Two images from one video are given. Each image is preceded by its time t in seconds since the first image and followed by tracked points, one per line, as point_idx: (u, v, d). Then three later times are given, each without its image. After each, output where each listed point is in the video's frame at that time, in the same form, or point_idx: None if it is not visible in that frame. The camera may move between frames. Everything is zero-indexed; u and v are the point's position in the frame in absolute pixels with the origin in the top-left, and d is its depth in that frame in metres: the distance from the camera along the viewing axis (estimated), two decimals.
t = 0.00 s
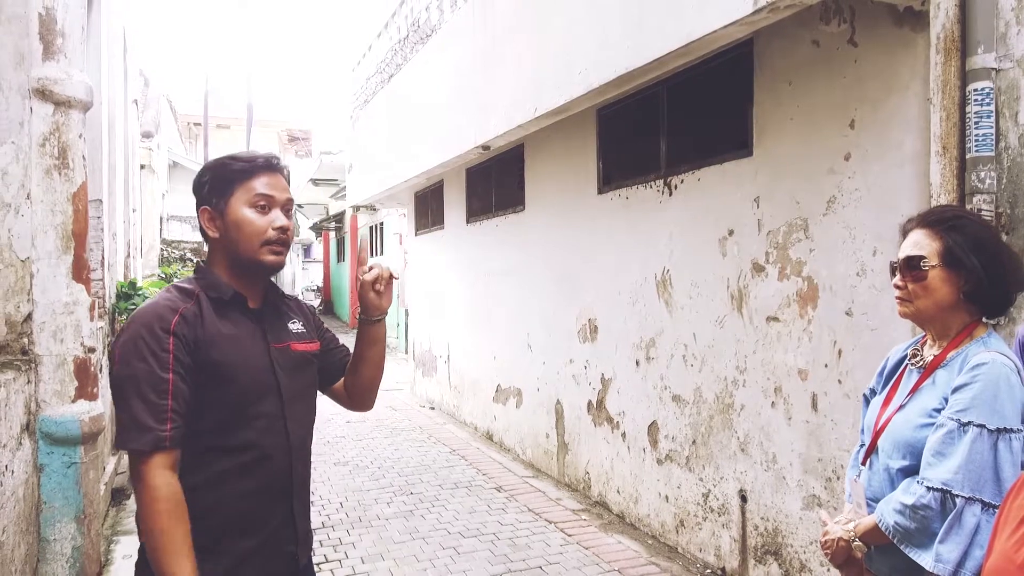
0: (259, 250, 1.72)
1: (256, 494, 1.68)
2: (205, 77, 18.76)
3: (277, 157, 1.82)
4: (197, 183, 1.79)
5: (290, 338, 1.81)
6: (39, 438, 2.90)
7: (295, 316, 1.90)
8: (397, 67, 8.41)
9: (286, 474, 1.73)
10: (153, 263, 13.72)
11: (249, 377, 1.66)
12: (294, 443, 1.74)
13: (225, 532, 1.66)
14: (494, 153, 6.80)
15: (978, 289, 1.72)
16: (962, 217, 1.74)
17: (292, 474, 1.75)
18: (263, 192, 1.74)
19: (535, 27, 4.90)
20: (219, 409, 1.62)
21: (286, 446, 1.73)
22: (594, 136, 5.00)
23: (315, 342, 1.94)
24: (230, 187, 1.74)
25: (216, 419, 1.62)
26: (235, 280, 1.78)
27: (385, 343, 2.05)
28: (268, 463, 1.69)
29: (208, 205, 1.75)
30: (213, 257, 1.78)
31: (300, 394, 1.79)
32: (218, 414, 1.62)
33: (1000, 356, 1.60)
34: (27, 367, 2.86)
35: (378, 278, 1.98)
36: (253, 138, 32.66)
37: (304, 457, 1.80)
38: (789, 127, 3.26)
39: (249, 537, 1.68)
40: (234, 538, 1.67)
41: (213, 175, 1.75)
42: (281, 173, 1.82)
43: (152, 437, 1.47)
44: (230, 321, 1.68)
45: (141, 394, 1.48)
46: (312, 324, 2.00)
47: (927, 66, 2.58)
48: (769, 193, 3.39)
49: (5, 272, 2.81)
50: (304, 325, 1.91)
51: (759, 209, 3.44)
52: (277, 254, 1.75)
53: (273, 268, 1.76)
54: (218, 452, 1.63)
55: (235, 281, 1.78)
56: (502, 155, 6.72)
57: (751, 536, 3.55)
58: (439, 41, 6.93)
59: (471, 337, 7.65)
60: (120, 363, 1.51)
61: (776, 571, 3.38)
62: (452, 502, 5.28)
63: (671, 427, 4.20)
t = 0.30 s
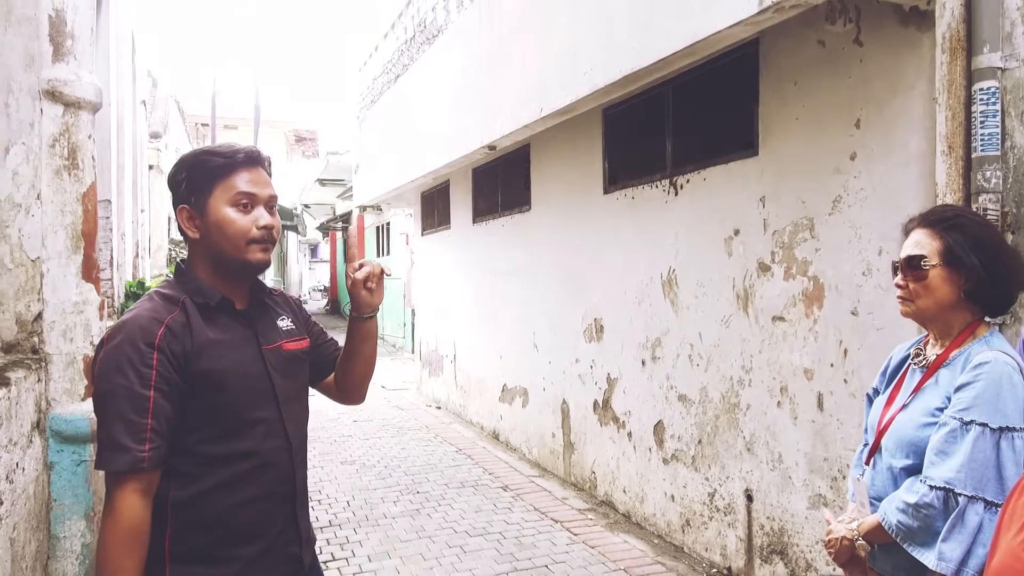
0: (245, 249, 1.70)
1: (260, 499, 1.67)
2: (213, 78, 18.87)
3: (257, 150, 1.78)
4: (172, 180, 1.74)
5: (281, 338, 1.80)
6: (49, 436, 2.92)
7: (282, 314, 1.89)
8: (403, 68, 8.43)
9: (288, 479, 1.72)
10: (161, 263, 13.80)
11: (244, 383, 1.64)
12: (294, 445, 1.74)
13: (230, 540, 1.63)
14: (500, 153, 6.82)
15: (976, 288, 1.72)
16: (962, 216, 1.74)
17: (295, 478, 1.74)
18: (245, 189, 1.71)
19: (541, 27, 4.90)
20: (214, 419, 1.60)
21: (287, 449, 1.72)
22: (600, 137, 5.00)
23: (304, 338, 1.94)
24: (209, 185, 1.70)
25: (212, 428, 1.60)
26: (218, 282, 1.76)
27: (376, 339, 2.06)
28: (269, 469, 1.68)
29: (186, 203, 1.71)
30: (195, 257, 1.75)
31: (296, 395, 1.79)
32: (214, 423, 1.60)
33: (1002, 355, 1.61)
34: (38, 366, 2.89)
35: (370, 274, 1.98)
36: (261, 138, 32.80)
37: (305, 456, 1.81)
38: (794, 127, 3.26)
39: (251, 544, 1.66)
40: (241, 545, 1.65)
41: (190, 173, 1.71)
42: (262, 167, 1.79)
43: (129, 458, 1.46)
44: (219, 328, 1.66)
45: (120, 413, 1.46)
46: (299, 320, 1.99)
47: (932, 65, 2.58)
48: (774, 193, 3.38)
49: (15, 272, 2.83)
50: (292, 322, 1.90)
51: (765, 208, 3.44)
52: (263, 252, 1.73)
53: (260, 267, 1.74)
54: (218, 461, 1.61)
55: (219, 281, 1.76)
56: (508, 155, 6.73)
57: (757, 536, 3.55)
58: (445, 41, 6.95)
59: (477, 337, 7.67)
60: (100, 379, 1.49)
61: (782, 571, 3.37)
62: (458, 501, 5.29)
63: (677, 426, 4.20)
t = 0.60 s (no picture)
0: (249, 251, 1.72)
1: (265, 500, 1.69)
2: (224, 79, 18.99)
3: (260, 152, 1.79)
4: (175, 181, 1.76)
5: (287, 337, 1.81)
6: (63, 435, 2.96)
7: (289, 313, 1.91)
8: (412, 69, 8.46)
9: (294, 479, 1.74)
10: (173, 263, 13.92)
11: (249, 384, 1.66)
12: (300, 446, 1.75)
13: (235, 540, 1.66)
14: (508, 153, 6.83)
15: (981, 288, 1.72)
16: (967, 216, 1.74)
17: (301, 478, 1.76)
18: (248, 192, 1.72)
19: (549, 28, 4.91)
20: (219, 420, 1.61)
21: (293, 449, 1.74)
22: (609, 137, 5.00)
23: (312, 336, 1.95)
24: (213, 186, 1.71)
25: (217, 430, 1.61)
26: (222, 282, 1.78)
27: (383, 337, 2.06)
28: (275, 470, 1.70)
29: (189, 205, 1.73)
30: (198, 257, 1.77)
31: (302, 394, 1.80)
32: (219, 424, 1.61)
33: (1008, 355, 1.60)
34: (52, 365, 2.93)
35: (376, 273, 1.99)
36: (271, 139, 32.98)
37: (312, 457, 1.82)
38: (803, 127, 3.25)
39: (256, 543, 1.68)
40: (246, 545, 1.67)
41: (193, 173, 1.72)
42: (265, 169, 1.80)
43: (139, 461, 1.46)
44: (224, 329, 1.67)
45: (126, 416, 1.47)
46: (306, 318, 2.01)
47: (941, 65, 2.56)
48: (783, 193, 3.37)
49: (30, 272, 2.87)
50: (299, 321, 1.91)
51: (774, 208, 3.43)
52: (267, 255, 1.75)
53: (264, 269, 1.76)
54: (223, 462, 1.63)
55: (223, 281, 1.77)
56: (516, 155, 6.74)
57: (766, 536, 3.54)
58: (454, 42, 6.97)
59: (485, 337, 7.69)
60: (105, 382, 1.50)
61: (791, 571, 3.37)
62: (466, 500, 5.31)
63: (685, 426, 4.20)
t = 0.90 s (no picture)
0: (263, 255, 1.71)
1: (275, 501, 1.67)
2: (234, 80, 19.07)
3: (274, 155, 1.78)
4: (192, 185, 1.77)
5: (303, 337, 1.80)
6: (73, 434, 2.99)
7: (310, 315, 1.90)
8: (421, 69, 8.48)
9: (306, 481, 1.72)
10: (184, 263, 14.01)
11: (258, 383, 1.64)
12: (313, 447, 1.73)
13: (246, 539, 1.65)
14: (517, 153, 6.82)
15: (987, 289, 1.72)
16: (973, 216, 1.75)
17: (314, 480, 1.73)
18: (262, 196, 1.72)
19: (558, 27, 4.90)
20: (228, 418, 1.61)
21: (305, 450, 1.72)
22: (618, 136, 4.98)
23: (333, 338, 1.94)
24: (227, 190, 1.72)
25: (227, 428, 1.61)
26: (238, 285, 1.78)
27: (402, 339, 2.06)
28: (285, 470, 1.68)
29: (205, 209, 1.74)
30: (214, 261, 1.77)
31: (318, 395, 1.78)
32: (228, 422, 1.61)
33: (1013, 355, 1.62)
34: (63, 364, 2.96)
35: (390, 273, 1.99)
36: (281, 140, 33.11)
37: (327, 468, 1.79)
38: (813, 126, 3.22)
39: (268, 544, 1.67)
40: (258, 545, 1.66)
41: (208, 178, 1.73)
42: (280, 172, 1.79)
43: (150, 456, 1.48)
44: (235, 328, 1.67)
45: (137, 413, 1.49)
46: (329, 319, 2.00)
47: (952, 64, 2.54)
48: (793, 193, 3.35)
49: (41, 272, 2.89)
50: (320, 322, 1.90)
51: (783, 208, 3.41)
52: (281, 258, 1.74)
53: (278, 273, 1.75)
54: (233, 460, 1.62)
55: (238, 284, 1.78)
56: (525, 155, 6.73)
57: (776, 538, 3.51)
58: (462, 43, 6.97)
59: (494, 337, 7.69)
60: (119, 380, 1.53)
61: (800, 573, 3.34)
62: (475, 500, 5.31)
63: (694, 427, 4.18)
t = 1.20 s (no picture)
0: (299, 256, 1.74)
1: (307, 494, 1.69)
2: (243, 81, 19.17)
3: (307, 159, 1.80)
4: (226, 187, 1.79)
5: (331, 336, 1.83)
6: (85, 432, 3.04)
7: (337, 314, 1.93)
8: (429, 70, 8.51)
9: (336, 475, 1.74)
10: (193, 264, 14.12)
11: (290, 380, 1.67)
12: (343, 443, 1.76)
13: (279, 533, 1.67)
14: (524, 154, 6.84)
15: (986, 289, 1.74)
16: (974, 217, 1.76)
17: (343, 475, 1.76)
18: (297, 198, 1.74)
19: (564, 28, 4.91)
20: (260, 414, 1.64)
21: (335, 446, 1.74)
22: (624, 137, 4.99)
23: (359, 337, 1.97)
24: (263, 192, 1.74)
25: (260, 424, 1.64)
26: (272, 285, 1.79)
27: (426, 339, 2.08)
28: (316, 465, 1.70)
29: (241, 211, 1.76)
30: (248, 262, 1.80)
31: (346, 393, 1.81)
32: (260, 418, 1.64)
33: (1011, 356, 1.65)
34: (74, 364, 3.01)
35: (415, 275, 2.00)
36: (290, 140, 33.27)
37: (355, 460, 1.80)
38: (818, 127, 3.23)
39: (299, 537, 1.69)
40: (289, 539, 1.68)
41: (243, 181, 1.75)
42: (312, 175, 1.81)
43: (174, 451, 1.51)
44: (266, 326, 1.70)
45: (168, 409, 1.53)
46: (354, 319, 2.03)
47: (956, 65, 2.54)
48: (798, 193, 3.36)
49: (54, 273, 2.94)
50: (346, 322, 1.93)
51: (788, 209, 3.41)
52: (316, 259, 1.76)
53: (313, 273, 1.78)
54: (266, 455, 1.65)
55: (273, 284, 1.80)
56: (532, 155, 6.75)
57: (781, 537, 3.52)
58: (470, 43, 6.99)
59: (501, 336, 7.72)
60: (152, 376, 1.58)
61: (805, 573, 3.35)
62: (482, 499, 5.34)
63: (699, 427, 4.18)
